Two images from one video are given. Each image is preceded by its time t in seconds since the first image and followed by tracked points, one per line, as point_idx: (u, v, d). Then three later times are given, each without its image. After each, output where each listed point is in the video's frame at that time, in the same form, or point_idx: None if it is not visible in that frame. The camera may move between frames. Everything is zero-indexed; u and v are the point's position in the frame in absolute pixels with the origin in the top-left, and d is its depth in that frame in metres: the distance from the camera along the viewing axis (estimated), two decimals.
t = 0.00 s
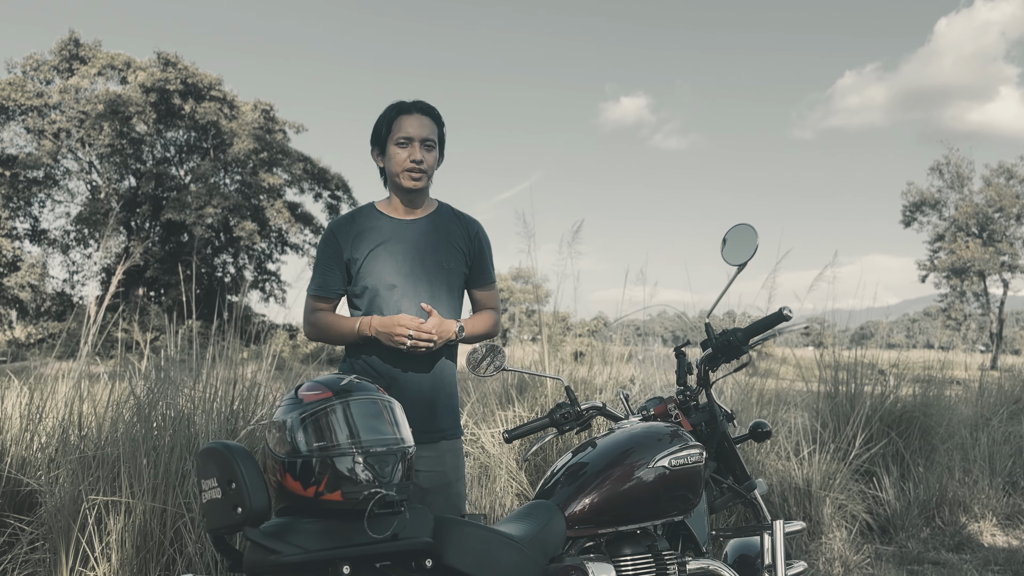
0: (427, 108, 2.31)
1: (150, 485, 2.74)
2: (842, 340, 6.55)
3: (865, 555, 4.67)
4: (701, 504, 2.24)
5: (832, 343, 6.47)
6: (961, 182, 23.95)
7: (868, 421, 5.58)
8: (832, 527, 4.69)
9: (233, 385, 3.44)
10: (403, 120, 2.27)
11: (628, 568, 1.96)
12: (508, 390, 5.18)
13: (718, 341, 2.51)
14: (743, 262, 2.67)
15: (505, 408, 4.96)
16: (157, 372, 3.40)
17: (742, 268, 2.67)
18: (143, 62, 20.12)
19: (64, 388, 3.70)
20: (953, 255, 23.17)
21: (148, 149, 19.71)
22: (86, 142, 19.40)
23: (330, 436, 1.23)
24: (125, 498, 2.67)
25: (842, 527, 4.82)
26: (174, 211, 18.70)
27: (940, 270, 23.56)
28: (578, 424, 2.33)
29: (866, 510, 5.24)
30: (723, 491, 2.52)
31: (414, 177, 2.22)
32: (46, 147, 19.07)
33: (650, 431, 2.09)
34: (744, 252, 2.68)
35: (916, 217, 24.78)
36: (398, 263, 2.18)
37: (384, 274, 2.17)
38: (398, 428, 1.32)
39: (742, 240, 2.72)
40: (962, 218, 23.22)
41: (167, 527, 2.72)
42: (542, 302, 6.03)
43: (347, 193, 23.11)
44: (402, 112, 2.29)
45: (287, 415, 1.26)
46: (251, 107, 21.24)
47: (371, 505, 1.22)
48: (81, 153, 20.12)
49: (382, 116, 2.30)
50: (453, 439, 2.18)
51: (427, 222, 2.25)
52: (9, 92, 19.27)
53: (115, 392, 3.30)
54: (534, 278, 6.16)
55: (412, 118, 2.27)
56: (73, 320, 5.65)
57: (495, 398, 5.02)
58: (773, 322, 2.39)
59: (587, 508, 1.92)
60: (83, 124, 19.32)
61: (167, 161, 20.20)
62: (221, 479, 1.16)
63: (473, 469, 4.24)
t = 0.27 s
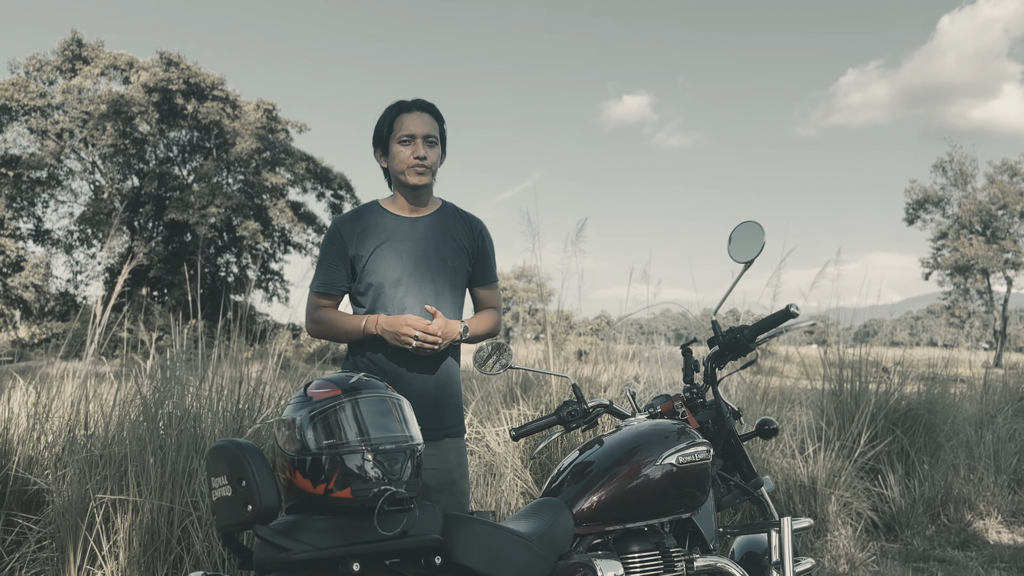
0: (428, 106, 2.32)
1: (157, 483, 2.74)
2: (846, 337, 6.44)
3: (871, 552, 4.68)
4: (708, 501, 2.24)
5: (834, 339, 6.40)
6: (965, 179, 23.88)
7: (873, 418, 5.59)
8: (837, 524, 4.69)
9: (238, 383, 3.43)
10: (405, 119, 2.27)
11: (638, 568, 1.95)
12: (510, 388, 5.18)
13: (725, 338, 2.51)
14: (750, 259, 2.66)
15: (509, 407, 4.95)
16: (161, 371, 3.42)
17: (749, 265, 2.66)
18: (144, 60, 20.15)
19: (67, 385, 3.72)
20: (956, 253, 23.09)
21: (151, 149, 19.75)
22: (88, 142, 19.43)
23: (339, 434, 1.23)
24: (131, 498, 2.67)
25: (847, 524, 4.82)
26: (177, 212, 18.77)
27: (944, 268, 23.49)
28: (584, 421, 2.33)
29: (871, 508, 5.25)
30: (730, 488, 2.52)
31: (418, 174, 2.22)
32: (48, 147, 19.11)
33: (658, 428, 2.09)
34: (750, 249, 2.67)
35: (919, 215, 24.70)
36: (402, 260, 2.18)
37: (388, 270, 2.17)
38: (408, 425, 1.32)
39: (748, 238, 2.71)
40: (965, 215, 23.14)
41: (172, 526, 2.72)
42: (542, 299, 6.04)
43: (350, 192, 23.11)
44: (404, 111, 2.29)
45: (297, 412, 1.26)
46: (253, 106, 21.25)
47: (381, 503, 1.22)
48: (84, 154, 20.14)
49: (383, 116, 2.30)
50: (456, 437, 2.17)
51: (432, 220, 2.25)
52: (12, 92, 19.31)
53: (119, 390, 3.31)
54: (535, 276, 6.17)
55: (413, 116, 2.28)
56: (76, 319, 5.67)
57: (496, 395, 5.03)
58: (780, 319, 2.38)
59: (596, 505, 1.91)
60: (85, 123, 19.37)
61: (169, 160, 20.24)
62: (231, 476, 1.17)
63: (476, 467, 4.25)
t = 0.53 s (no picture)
0: (467, 113, 2.27)
1: (191, 485, 2.74)
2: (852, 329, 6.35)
3: (888, 552, 4.65)
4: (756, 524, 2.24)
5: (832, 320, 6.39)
6: (962, 163, 23.56)
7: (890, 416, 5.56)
8: (854, 523, 4.65)
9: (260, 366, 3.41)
10: (443, 129, 2.26)
11: None
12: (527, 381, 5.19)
13: (777, 359, 2.52)
14: (805, 280, 2.64)
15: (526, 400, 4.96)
16: (189, 365, 3.45)
17: (803, 286, 2.64)
18: (146, 31, 20.16)
19: (87, 369, 3.74)
20: (952, 236, 22.79)
21: (149, 118, 19.85)
22: (89, 110, 19.58)
23: (406, 469, 1.23)
24: (165, 499, 2.68)
25: (863, 523, 4.79)
26: (177, 181, 18.77)
27: (939, 250, 23.18)
28: (631, 439, 2.36)
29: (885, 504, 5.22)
30: (774, 507, 2.54)
31: (453, 184, 2.20)
32: (49, 116, 19.20)
33: (707, 452, 2.10)
34: (806, 270, 2.64)
35: (918, 197, 24.40)
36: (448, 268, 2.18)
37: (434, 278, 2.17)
38: (471, 459, 1.33)
39: (803, 257, 2.68)
40: (963, 198, 22.82)
41: (205, 531, 2.72)
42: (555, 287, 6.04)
43: (351, 167, 23.17)
44: (443, 121, 2.27)
45: (363, 445, 1.27)
46: (253, 80, 21.31)
47: (450, 540, 1.21)
48: (85, 123, 20.30)
49: (426, 129, 2.30)
50: (504, 453, 2.17)
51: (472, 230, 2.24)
52: (12, 60, 19.41)
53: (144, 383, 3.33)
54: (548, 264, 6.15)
55: (452, 125, 2.24)
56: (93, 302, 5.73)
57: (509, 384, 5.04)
58: (835, 343, 2.38)
59: (650, 531, 1.91)
60: (85, 93, 19.46)
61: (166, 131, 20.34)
62: (300, 511, 1.16)
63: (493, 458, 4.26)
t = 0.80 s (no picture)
0: (464, 116, 2.24)
1: (189, 484, 2.74)
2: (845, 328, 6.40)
3: (884, 552, 4.66)
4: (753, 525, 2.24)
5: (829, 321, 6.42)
6: (959, 164, 23.60)
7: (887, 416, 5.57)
8: (851, 523, 4.66)
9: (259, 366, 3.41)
10: (440, 134, 2.24)
11: None
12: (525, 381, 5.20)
13: (776, 360, 2.52)
14: (804, 281, 2.65)
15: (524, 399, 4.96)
16: (186, 364, 3.45)
17: (802, 287, 2.65)
18: (144, 30, 20.12)
19: (85, 367, 3.74)
20: (949, 236, 22.84)
21: (147, 117, 19.82)
22: (86, 110, 19.55)
23: (406, 469, 1.24)
24: (162, 499, 2.67)
25: (860, 523, 4.80)
26: (175, 181, 18.77)
27: (937, 250, 23.23)
28: (629, 439, 2.36)
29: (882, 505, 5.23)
30: (771, 507, 2.54)
31: (453, 192, 2.21)
32: (46, 115, 19.16)
33: (706, 452, 2.10)
34: (804, 271, 2.65)
35: (915, 197, 24.45)
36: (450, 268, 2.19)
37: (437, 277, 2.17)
38: (470, 459, 1.33)
39: (802, 258, 2.68)
40: (960, 199, 22.87)
41: (204, 530, 2.72)
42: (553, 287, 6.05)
43: (348, 166, 23.14)
44: (440, 125, 2.25)
45: (362, 445, 1.27)
46: (251, 79, 21.27)
47: (449, 541, 1.21)
48: (81, 121, 20.27)
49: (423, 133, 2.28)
50: (503, 452, 2.17)
51: (472, 234, 2.25)
52: (9, 59, 19.38)
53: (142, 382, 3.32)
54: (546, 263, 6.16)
55: (449, 131, 2.22)
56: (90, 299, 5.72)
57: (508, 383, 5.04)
58: (834, 344, 2.38)
59: (649, 531, 1.91)
60: (82, 92, 19.42)
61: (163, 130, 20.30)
62: (300, 511, 1.16)
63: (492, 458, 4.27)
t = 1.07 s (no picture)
0: (461, 117, 2.25)
1: (187, 484, 2.74)
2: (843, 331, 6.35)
3: (882, 553, 4.66)
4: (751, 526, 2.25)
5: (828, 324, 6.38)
6: (957, 165, 23.63)
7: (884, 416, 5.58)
8: (848, 523, 4.66)
9: (257, 365, 3.40)
10: (438, 134, 2.24)
11: None
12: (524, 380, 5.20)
13: (774, 361, 2.52)
14: (802, 281, 2.65)
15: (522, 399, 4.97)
16: (184, 363, 3.44)
17: (800, 288, 2.66)
18: (142, 29, 20.08)
19: (82, 367, 3.73)
20: (947, 237, 22.88)
21: (144, 116, 19.78)
22: (83, 109, 19.52)
23: (404, 469, 1.23)
24: (161, 499, 2.67)
25: (858, 523, 4.80)
26: (173, 181, 18.74)
27: (934, 251, 23.27)
28: (628, 439, 2.36)
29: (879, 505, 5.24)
30: (770, 508, 2.53)
31: (451, 191, 2.21)
32: (44, 114, 19.13)
33: (704, 453, 2.10)
34: (803, 271, 2.65)
35: (912, 198, 24.49)
36: (448, 269, 2.18)
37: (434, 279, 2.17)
38: (469, 459, 1.33)
39: (800, 259, 2.69)
40: (957, 200, 22.92)
41: (202, 529, 2.72)
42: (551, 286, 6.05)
43: (346, 166, 23.13)
44: (437, 126, 2.25)
45: (361, 445, 1.27)
46: (249, 78, 21.25)
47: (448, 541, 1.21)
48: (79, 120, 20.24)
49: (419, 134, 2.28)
50: (502, 452, 2.18)
51: (471, 234, 2.25)
52: (6, 57, 19.35)
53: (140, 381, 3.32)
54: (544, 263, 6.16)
55: (447, 130, 2.22)
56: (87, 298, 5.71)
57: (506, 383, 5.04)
58: (832, 344, 2.38)
59: (647, 531, 1.91)
60: (80, 91, 19.38)
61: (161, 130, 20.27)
62: (298, 511, 1.16)
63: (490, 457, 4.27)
